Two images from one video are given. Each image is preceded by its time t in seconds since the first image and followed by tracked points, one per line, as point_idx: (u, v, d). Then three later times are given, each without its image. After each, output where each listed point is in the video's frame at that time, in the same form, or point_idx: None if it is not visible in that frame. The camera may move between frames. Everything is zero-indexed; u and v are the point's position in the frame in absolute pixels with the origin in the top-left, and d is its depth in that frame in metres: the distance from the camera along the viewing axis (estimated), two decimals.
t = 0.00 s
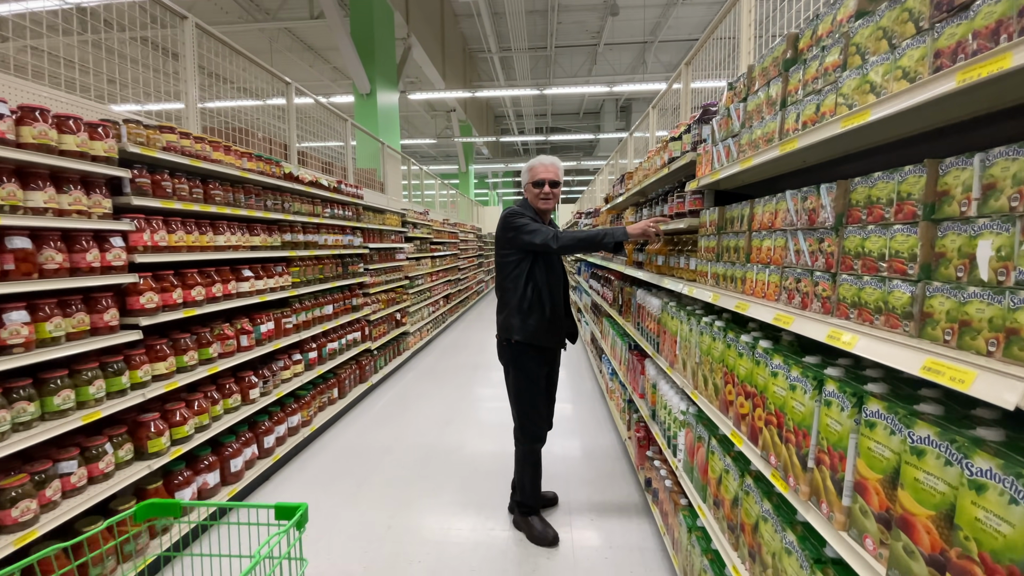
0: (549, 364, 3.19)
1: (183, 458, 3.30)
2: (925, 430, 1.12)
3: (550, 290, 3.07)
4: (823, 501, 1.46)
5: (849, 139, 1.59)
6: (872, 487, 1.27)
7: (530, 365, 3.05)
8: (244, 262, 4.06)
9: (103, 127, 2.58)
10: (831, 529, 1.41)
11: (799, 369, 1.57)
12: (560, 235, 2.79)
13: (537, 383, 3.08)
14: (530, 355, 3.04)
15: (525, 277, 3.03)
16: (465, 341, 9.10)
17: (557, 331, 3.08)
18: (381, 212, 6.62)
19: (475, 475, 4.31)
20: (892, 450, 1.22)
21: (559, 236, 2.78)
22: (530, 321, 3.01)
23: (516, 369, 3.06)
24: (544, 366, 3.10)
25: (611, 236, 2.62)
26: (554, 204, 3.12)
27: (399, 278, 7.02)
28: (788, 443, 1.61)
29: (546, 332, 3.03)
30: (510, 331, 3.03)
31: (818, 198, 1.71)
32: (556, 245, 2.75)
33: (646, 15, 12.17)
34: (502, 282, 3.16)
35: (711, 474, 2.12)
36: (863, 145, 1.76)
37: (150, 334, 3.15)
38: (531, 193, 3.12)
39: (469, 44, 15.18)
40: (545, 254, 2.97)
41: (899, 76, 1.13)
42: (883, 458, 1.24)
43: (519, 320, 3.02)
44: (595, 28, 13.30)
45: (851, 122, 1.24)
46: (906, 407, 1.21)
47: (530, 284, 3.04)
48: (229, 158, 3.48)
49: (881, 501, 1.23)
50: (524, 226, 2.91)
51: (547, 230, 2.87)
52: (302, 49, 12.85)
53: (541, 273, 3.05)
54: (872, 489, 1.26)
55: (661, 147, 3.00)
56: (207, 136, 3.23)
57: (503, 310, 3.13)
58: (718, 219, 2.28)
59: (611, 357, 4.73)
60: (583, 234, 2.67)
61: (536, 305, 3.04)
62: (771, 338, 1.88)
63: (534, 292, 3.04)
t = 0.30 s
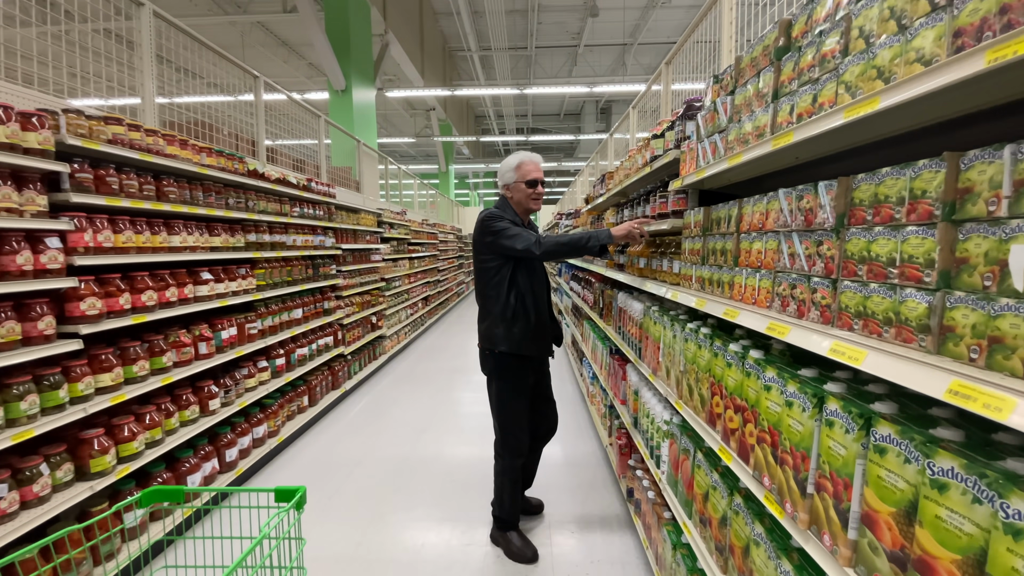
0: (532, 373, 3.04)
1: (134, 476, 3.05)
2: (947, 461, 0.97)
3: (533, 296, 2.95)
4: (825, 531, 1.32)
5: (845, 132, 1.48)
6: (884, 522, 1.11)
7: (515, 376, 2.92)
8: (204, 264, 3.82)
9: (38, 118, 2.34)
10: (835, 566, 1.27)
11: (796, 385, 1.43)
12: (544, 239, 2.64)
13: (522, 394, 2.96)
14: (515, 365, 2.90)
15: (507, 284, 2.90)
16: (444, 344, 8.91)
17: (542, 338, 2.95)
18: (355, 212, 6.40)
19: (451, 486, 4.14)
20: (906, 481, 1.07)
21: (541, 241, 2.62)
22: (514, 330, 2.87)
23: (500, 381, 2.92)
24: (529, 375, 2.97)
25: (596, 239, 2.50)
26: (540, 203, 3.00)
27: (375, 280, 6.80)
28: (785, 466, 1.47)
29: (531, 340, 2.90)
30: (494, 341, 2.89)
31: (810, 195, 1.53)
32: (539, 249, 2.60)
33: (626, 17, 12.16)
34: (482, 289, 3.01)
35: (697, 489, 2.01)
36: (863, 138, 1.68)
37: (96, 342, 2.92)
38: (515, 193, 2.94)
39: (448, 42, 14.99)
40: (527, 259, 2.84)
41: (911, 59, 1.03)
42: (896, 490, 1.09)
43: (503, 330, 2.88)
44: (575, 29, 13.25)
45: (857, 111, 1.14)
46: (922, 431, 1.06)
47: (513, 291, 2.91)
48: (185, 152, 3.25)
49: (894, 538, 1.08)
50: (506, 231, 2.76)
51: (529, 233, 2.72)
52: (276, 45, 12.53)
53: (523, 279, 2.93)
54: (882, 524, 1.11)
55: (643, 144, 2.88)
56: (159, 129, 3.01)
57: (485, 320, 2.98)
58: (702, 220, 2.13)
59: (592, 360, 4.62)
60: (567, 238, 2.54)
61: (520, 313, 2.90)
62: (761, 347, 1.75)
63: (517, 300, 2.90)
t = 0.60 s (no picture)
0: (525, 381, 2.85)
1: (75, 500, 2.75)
2: None
3: (521, 299, 2.75)
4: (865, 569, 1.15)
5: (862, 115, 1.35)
6: (946, 566, 0.95)
7: (508, 382, 2.73)
8: (157, 265, 3.53)
9: None
10: None
11: (825, 400, 1.27)
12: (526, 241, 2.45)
13: (516, 400, 2.77)
14: (506, 371, 2.72)
15: (495, 287, 2.70)
16: (421, 348, 8.65)
17: (532, 342, 2.77)
18: (327, 212, 6.12)
19: (428, 498, 3.91)
20: (977, 519, 0.91)
21: (525, 245, 2.42)
22: (504, 335, 2.68)
23: (492, 389, 2.73)
24: (524, 381, 2.79)
25: (582, 241, 2.32)
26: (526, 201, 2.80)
27: (348, 283, 6.52)
28: (813, 493, 1.30)
29: (522, 345, 2.71)
30: (484, 348, 2.70)
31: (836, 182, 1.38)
32: (521, 252, 2.41)
33: (604, 20, 12.11)
34: (470, 294, 2.82)
35: (697, 507, 1.86)
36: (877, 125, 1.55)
37: (28, 352, 2.61)
38: (501, 192, 2.73)
39: (425, 41, 14.74)
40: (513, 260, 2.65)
41: (971, 16, 0.88)
42: (964, 529, 0.92)
43: (493, 335, 2.68)
44: (554, 31, 13.15)
45: (909, 79, 0.98)
46: (995, 459, 0.90)
47: (501, 295, 2.71)
48: (133, 142, 2.98)
49: None
50: (490, 232, 2.56)
51: (511, 235, 2.53)
52: (245, 39, 12.09)
53: (510, 282, 2.73)
54: (945, 569, 0.95)
55: (631, 139, 2.72)
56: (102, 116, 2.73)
57: (474, 326, 2.78)
58: (700, 216, 1.96)
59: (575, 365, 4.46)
60: (550, 240, 2.36)
61: (507, 317, 2.71)
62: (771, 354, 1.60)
63: (504, 303, 2.70)
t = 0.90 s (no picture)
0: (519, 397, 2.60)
1: None
2: None
3: (513, 309, 2.49)
4: None
5: (909, 118, 1.15)
6: None
7: (497, 400, 2.47)
8: (98, 276, 3.18)
9: None
10: None
11: (904, 457, 0.95)
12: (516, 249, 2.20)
13: (509, 419, 2.51)
14: (496, 388, 2.47)
15: (483, 298, 2.44)
16: (396, 358, 8.33)
17: (525, 356, 2.51)
18: (295, 216, 5.78)
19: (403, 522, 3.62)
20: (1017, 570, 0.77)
21: (516, 253, 2.17)
22: (493, 349, 2.42)
23: (481, 406, 2.48)
24: (516, 398, 2.53)
25: (578, 248, 2.10)
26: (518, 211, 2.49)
27: (318, 291, 6.17)
28: (887, 572, 0.97)
29: (513, 359, 2.45)
30: (472, 364, 2.45)
31: (877, 193, 1.13)
32: (511, 261, 2.16)
33: (581, 25, 12.02)
34: (457, 305, 2.57)
35: (710, 554, 1.61)
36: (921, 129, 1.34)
37: None
38: (490, 201, 2.41)
39: (400, 43, 14.43)
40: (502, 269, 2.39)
41: None
42: None
43: (482, 349, 2.43)
44: (530, 36, 13.01)
45: None
46: None
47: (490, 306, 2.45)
48: (66, 139, 2.65)
49: None
50: (477, 238, 2.28)
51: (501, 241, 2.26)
52: (210, 36, 11.58)
53: (501, 292, 2.46)
54: None
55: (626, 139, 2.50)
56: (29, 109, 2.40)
57: (462, 339, 2.54)
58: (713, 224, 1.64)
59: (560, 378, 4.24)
60: (543, 248, 2.12)
61: (496, 330, 2.45)
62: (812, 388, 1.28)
63: (493, 315, 2.44)
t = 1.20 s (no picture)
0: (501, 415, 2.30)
1: None
2: None
3: (494, 319, 2.18)
4: None
5: (953, 113, 0.95)
6: None
7: (476, 421, 2.17)
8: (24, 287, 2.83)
9: None
10: None
11: (996, 527, 0.71)
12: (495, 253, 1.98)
13: (489, 441, 2.22)
14: (475, 407, 2.16)
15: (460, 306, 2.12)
16: (367, 368, 7.98)
17: (507, 372, 2.21)
18: (257, 220, 5.43)
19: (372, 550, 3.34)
20: None
21: (495, 262, 1.95)
22: (472, 365, 2.12)
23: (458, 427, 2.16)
24: (496, 419, 2.23)
25: (561, 257, 1.90)
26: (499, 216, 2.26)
27: (283, 300, 5.82)
28: None
29: (494, 375, 2.16)
30: (448, 381, 2.13)
31: (895, 200, 0.93)
32: (488, 267, 1.94)
33: (556, 32, 11.91)
34: (431, 313, 2.24)
35: None
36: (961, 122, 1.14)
37: None
38: (467, 202, 2.18)
39: (373, 45, 14.09)
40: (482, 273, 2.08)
41: None
42: None
43: (459, 364, 2.12)
44: (505, 41, 12.86)
45: None
46: None
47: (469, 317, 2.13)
48: None
49: None
50: (453, 240, 2.05)
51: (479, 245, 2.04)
52: (172, 33, 11.05)
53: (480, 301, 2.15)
54: None
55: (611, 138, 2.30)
56: None
57: (435, 353, 2.22)
58: (716, 228, 1.43)
59: (540, 390, 4.01)
60: (525, 254, 1.91)
61: (475, 342, 2.13)
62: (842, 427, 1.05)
63: (471, 327, 2.12)
